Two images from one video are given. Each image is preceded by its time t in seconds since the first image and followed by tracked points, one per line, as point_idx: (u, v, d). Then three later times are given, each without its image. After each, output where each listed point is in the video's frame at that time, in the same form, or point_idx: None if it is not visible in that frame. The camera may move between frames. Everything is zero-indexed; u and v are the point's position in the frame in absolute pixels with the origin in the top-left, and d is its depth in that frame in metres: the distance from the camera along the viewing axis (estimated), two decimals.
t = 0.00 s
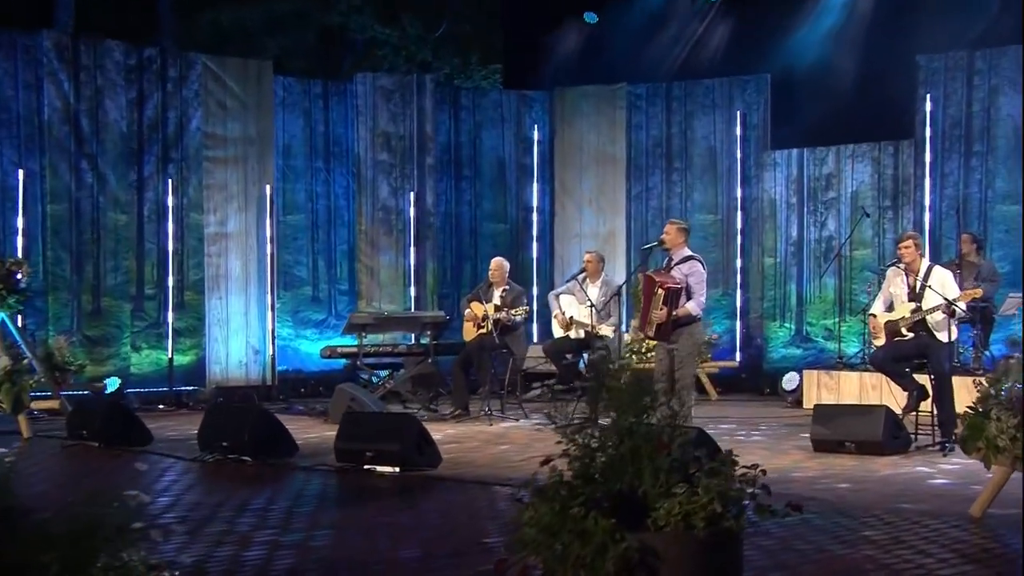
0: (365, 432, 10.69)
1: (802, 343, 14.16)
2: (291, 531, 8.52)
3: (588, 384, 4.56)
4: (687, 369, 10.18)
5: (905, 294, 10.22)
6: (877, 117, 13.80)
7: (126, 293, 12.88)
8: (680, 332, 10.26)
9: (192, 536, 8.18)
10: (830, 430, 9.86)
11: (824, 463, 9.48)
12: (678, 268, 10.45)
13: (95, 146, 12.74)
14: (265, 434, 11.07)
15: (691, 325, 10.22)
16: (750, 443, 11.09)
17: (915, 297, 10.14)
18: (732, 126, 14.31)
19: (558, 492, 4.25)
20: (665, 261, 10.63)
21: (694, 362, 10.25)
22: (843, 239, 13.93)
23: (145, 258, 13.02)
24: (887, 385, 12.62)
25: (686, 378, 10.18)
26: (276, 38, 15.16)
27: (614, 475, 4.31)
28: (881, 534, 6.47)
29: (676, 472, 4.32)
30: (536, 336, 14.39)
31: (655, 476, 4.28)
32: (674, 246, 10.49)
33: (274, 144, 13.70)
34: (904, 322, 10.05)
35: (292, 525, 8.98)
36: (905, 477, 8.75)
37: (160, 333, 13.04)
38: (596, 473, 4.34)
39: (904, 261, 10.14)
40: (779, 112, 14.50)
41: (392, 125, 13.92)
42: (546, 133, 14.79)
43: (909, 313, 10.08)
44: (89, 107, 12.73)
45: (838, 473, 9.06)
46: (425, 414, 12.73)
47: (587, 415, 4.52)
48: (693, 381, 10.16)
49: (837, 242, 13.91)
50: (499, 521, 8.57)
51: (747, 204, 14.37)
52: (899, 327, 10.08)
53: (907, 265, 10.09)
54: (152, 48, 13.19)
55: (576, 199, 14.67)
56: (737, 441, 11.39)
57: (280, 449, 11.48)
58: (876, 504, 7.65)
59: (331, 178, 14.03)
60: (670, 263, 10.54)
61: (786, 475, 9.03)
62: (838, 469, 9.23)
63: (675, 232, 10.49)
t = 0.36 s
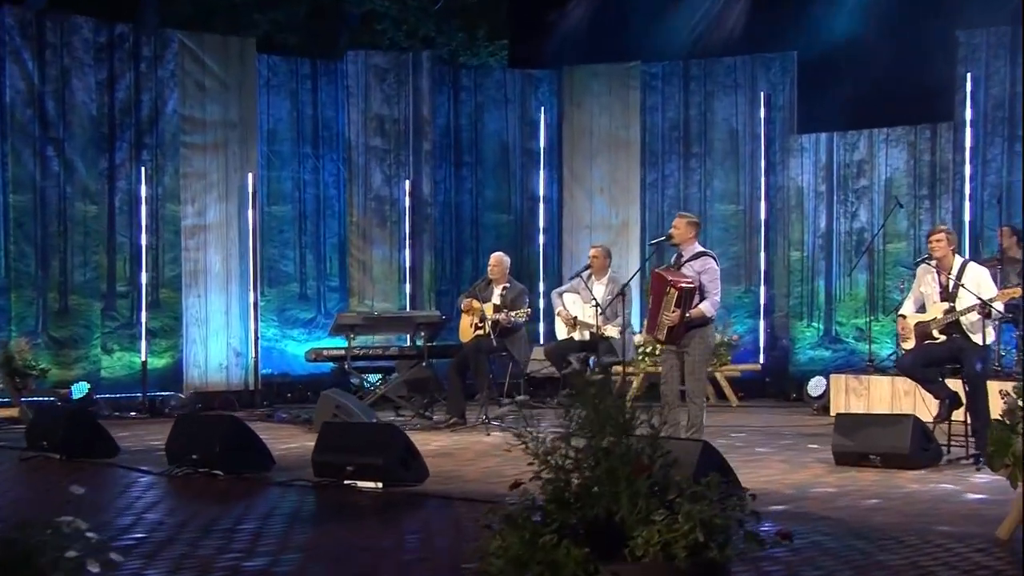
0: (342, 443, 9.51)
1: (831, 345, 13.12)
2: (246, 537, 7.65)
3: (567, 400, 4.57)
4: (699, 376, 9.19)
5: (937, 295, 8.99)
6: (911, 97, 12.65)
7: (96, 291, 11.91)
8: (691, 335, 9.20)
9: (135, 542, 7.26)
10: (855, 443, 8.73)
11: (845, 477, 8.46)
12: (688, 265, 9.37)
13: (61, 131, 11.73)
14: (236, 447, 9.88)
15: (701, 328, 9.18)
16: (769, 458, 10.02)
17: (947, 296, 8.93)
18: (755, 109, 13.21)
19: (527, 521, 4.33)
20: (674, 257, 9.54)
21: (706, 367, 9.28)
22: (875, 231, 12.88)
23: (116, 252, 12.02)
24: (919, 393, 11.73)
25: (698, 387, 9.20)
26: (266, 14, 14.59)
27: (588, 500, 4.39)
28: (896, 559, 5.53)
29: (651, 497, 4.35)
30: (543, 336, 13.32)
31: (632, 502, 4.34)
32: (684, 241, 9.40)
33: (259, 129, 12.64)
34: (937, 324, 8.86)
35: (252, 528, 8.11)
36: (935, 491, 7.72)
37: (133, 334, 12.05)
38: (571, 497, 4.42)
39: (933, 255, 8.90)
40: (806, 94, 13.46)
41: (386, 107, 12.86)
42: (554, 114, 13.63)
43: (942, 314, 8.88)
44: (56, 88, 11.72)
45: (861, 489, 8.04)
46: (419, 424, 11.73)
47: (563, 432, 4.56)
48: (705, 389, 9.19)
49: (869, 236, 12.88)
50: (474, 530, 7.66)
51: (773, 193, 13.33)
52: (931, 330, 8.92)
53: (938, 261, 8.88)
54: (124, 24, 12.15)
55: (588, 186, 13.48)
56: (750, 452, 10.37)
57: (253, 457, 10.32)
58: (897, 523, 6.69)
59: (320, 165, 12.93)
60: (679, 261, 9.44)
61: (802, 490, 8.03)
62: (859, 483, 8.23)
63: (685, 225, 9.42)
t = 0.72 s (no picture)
0: (322, 455, 8.14)
1: (860, 347, 12.12)
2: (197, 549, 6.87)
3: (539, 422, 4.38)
4: (710, 385, 8.31)
5: (969, 294, 8.07)
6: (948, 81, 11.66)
7: (64, 289, 11.04)
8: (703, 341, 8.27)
9: (80, 552, 6.58)
10: (879, 454, 7.92)
11: (864, 492, 7.65)
12: (699, 263, 8.40)
13: (27, 117, 10.86)
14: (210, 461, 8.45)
15: (714, 332, 8.26)
16: (784, 471, 9.17)
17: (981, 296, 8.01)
18: (778, 97, 12.38)
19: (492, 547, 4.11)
20: (680, 255, 8.57)
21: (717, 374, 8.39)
22: (908, 223, 11.92)
23: (87, 247, 11.18)
24: (951, 402, 10.95)
25: (707, 397, 8.35)
26: None
27: (559, 527, 4.18)
28: None
29: (629, 525, 4.12)
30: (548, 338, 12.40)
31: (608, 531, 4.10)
32: (693, 238, 8.44)
33: (241, 114, 11.71)
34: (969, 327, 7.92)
35: (209, 536, 7.36)
36: (960, 512, 6.93)
37: (105, 335, 11.18)
38: (542, 524, 4.21)
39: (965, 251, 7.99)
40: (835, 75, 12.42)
41: (378, 91, 11.91)
42: (560, 95, 12.64)
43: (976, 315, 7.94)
44: (22, 69, 10.83)
45: (882, 507, 7.22)
46: (410, 433, 10.87)
47: (534, 454, 4.36)
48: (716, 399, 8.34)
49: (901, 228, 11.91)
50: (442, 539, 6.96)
51: (796, 181, 12.41)
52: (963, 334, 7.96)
53: (971, 259, 8.01)
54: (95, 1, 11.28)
55: (598, 174, 12.47)
56: (761, 465, 9.55)
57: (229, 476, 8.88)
58: (915, 546, 5.92)
59: (308, 152, 11.99)
60: (688, 260, 8.47)
61: (815, 509, 7.23)
62: (876, 501, 7.44)
63: (695, 221, 8.49)
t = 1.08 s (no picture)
0: (297, 473, 7.13)
1: (888, 348, 11.32)
2: (140, 561, 6.14)
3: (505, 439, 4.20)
4: (723, 393, 7.50)
5: (1000, 294, 7.84)
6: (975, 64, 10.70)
7: (32, 287, 10.25)
8: (715, 343, 7.48)
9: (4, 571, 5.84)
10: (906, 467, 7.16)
11: (883, 508, 6.93)
12: (709, 259, 7.57)
13: None
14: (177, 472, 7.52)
15: (725, 333, 7.47)
16: (800, 483, 8.40)
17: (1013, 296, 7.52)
18: (801, 79, 11.51)
19: None
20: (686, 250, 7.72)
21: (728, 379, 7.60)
22: (940, 215, 11.10)
23: (55, 241, 10.41)
24: (982, 409, 10.10)
25: (720, 405, 7.52)
26: None
27: (527, 555, 4.10)
28: None
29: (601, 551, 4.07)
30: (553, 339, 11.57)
31: (579, 559, 4.06)
32: (702, 233, 7.60)
33: (222, 97, 10.90)
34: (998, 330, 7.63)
35: (157, 547, 6.62)
36: (989, 527, 6.24)
37: (74, 336, 10.41)
38: (509, 552, 4.13)
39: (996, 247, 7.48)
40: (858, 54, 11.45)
41: (370, 72, 11.10)
42: (567, 77, 11.75)
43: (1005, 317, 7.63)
44: None
45: (904, 523, 6.50)
46: (401, 443, 10.04)
47: (500, 473, 4.24)
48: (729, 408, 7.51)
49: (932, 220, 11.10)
50: (413, 546, 6.37)
51: (820, 170, 11.54)
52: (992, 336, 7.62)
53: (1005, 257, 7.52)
54: None
55: (607, 163, 11.53)
56: (772, 476, 8.80)
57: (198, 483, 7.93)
58: (936, 567, 5.25)
59: (295, 139, 11.19)
60: (696, 257, 7.61)
61: (829, 523, 6.53)
62: (896, 514, 6.72)
63: (701, 216, 7.60)
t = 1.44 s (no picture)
0: (272, 482, 6.07)
1: (914, 348, 10.58)
2: None
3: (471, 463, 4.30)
4: (729, 399, 6.74)
5: None
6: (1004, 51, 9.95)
7: None
8: (721, 344, 6.71)
9: None
10: (927, 480, 6.39)
11: (900, 523, 6.25)
12: (715, 255, 6.77)
13: None
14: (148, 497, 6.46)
15: (732, 334, 6.68)
16: (810, 496, 7.68)
17: None
18: (821, 61, 10.78)
19: None
20: (689, 246, 6.92)
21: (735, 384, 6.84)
22: (970, 206, 10.38)
23: (19, 235, 9.57)
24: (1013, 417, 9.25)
25: (725, 412, 6.78)
26: None
27: None
28: None
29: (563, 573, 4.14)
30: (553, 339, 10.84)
31: None
32: (707, 227, 6.82)
33: (199, 80, 10.14)
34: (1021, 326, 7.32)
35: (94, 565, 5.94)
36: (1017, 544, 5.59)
37: (40, 337, 9.61)
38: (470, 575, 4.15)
39: None
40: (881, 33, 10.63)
41: (358, 52, 10.47)
42: (571, 58, 11.03)
43: None
44: None
45: (924, 540, 5.81)
46: (388, 452, 9.33)
47: (464, 500, 4.31)
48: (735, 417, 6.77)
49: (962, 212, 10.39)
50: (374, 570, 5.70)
51: (841, 157, 10.81)
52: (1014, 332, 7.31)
53: None
54: None
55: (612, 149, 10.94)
56: (782, 489, 8.10)
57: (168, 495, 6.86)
58: None
59: (278, 124, 10.37)
60: (701, 253, 6.81)
61: (841, 540, 5.86)
62: (915, 531, 6.04)
63: (706, 209, 6.84)
